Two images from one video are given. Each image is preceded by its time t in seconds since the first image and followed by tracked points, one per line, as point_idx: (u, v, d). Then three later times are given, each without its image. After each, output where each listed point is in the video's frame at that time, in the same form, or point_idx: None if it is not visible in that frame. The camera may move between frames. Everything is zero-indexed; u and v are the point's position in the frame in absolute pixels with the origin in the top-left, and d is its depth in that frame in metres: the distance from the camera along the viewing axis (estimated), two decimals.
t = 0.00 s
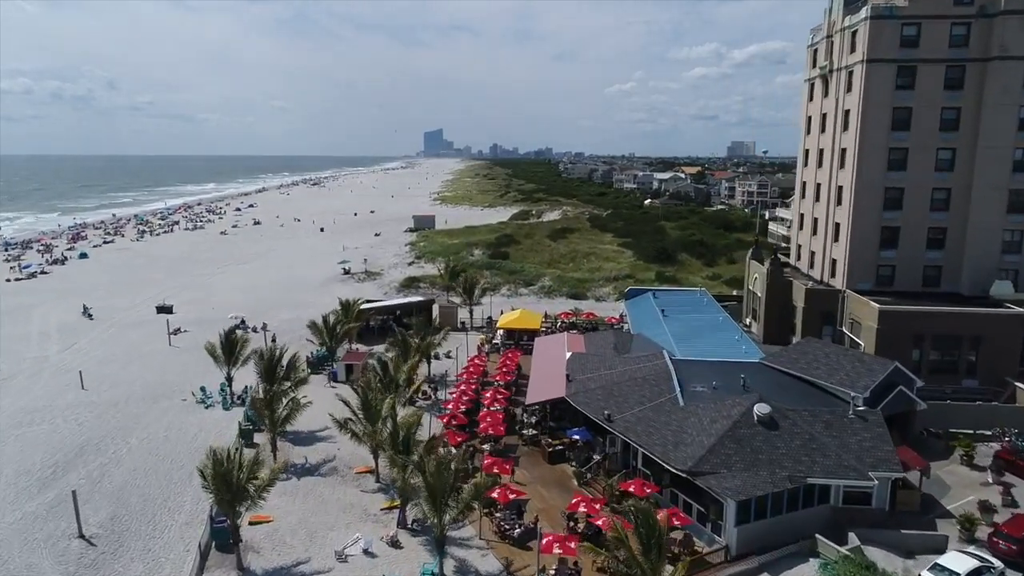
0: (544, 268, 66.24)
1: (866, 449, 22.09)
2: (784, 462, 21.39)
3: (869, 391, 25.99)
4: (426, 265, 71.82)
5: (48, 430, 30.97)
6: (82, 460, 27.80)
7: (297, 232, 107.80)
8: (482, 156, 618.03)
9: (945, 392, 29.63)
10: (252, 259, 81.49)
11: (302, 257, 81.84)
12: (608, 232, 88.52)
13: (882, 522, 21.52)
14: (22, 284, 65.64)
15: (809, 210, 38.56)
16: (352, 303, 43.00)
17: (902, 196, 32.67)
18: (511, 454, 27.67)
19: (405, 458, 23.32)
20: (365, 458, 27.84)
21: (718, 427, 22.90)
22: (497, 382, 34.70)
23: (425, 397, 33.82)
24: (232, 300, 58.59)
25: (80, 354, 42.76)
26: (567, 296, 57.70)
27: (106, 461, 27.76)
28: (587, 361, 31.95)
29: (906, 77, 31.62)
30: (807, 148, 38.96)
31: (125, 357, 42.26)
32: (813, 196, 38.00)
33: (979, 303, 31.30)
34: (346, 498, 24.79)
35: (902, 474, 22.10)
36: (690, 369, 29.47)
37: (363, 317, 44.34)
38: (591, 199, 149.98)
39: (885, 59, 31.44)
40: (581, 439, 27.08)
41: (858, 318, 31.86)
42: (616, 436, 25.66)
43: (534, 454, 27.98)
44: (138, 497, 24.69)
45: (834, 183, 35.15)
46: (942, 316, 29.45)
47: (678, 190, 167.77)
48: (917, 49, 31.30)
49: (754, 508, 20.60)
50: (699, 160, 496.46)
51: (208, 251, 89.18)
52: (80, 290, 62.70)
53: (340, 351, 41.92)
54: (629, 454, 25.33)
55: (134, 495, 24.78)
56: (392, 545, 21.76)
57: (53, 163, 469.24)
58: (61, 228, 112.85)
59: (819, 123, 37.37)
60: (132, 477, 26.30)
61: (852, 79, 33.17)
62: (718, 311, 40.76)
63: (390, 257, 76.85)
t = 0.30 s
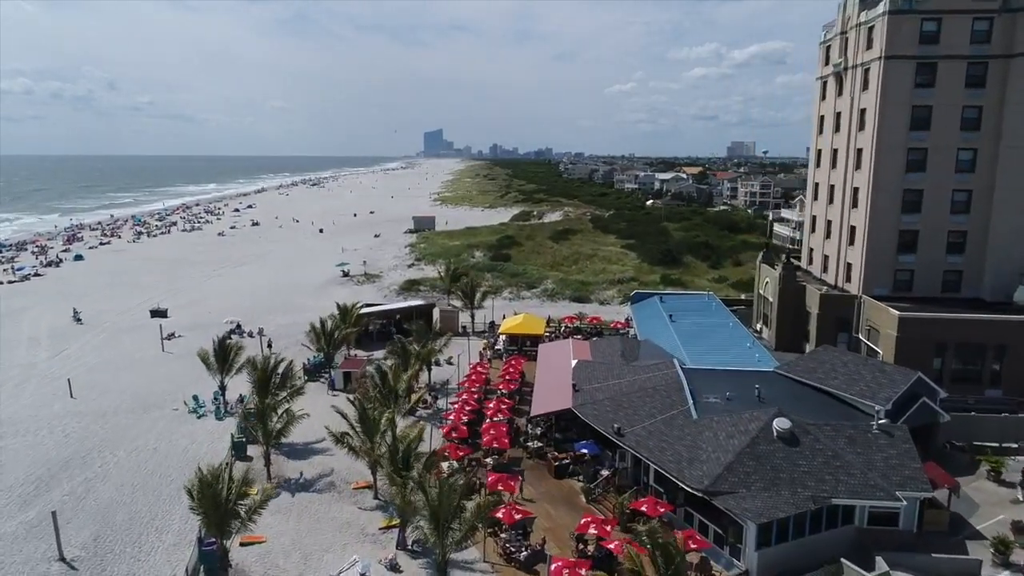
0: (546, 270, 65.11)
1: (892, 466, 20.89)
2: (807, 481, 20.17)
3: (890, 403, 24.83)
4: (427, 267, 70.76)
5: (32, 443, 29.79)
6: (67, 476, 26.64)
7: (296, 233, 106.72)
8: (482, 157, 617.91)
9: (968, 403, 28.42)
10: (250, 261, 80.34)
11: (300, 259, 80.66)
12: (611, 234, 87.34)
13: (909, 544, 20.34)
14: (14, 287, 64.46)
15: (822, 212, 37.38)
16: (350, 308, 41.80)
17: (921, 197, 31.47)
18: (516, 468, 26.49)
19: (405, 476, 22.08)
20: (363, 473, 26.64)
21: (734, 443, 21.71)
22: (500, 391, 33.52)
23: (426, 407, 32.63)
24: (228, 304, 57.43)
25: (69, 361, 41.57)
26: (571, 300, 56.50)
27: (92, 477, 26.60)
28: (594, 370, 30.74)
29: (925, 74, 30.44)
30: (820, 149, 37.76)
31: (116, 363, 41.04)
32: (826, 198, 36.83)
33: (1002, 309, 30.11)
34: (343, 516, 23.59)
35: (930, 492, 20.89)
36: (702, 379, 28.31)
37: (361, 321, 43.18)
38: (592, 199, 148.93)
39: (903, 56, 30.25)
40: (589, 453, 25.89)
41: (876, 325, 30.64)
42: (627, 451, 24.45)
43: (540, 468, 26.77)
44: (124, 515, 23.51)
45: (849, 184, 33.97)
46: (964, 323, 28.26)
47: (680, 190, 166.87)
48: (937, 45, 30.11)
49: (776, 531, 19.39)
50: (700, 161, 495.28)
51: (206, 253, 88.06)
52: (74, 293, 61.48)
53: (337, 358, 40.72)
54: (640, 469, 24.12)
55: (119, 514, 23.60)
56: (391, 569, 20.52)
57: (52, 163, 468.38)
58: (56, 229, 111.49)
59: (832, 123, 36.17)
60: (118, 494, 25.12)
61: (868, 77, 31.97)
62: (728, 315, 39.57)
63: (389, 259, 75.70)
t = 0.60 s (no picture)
0: (548, 273, 63.89)
1: (922, 486, 19.68)
2: (832, 502, 18.95)
3: (915, 417, 23.63)
4: (427, 269, 69.52)
5: (16, 455, 28.58)
6: (50, 492, 25.42)
7: (294, 234, 105.49)
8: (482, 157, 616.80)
9: (992, 414, 27.24)
10: (247, 263, 79.08)
11: (298, 261, 79.46)
12: (613, 236, 86.10)
13: (940, 568, 19.18)
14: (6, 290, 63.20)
15: (835, 215, 36.18)
16: (348, 314, 40.63)
17: (941, 199, 30.27)
18: (521, 484, 25.31)
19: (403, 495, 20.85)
20: (360, 488, 25.41)
21: (753, 460, 20.50)
22: (503, 400, 32.34)
23: (426, 417, 31.45)
24: (223, 307, 56.20)
25: (58, 367, 40.34)
26: (574, 304, 55.26)
27: (75, 493, 25.37)
28: (600, 379, 29.52)
29: (946, 71, 29.24)
30: (833, 149, 36.56)
31: (107, 370, 39.78)
32: (839, 200, 35.64)
33: None
34: (339, 537, 22.37)
35: (962, 514, 19.70)
36: (714, 389, 27.11)
37: (360, 327, 41.97)
38: (594, 200, 147.76)
39: (924, 52, 29.05)
40: (597, 468, 24.71)
41: (894, 332, 29.44)
42: (638, 467, 23.25)
43: (545, 483, 25.59)
44: (108, 535, 22.28)
45: (864, 186, 32.78)
46: (989, 331, 27.07)
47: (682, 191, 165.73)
48: (958, 41, 28.93)
49: (800, 556, 18.22)
50: (701, 161, 494.17)
51: (202, 254, 86.81)
52: (66, 296, 60.19)
53: (334, 364, 39.51)
54: (652, 487, 22.90)
55: (103, 534, 22.37)
56: None
57: (51, 163, 467.19)
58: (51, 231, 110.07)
59: (846, 122, 34.97)
60: (102, 512, 23.90)
61: (886, 74, 30.76)
62: (738, 321, 38.38)
63: (389, 261, 74.51)
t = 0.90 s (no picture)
0: (551, 275, 62.70)
1: (955, 508, 18.47)
2: (859, 527, 17.71)
3: (942, 432, 22.35)
4: (427, 271, 68.33)
5: None
6: (30, 510, 24.18)
7: (293, 235, 104.31)
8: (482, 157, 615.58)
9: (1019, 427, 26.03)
10: (244, 265, 77.87)
11: (296, 262, 78.25)
12: (615, 237, 84.86)
13: None
14: None
15: (849, 217, 34.98)
16: (345, 320, 39.37)
17: (962, 202, 29.07)
18: (525, 502, 24.10)
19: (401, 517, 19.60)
20: (356, 506, 24.17)
21: (774, 480, 19.27)
22: (506, 410, 31.10)
23: (426, 429, 30.22)
24: (219, 310, 54.98)
25: (47, 374, 39.11)
26: (577, 308, 54.01)
27: (57, 511, 24.14)
28: (608, 390, 28.26)
29: (968, 68, 28.04)
30: (847, 149, 35.35)
31: (97, 378, 38.53)
32: (854, 202, 34.43)
33: None
34: (333, 559, 21.13)
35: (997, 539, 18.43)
36: (729, 401, 25.89)
37: (358, 333, 40.76)
38: (595, 200, 146.60)
39: (946, 48, 27.84)
40: (606, 485, 23.49)
41: (915, 340, 28.24)
42: (650, 485, 22.03)
43: (551, 500, 24.37)
44: (89, 559, 21.06)
45: (881, 187, 31.55)
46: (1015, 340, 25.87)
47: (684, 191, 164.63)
48: (982, 36, 27.74)
49: None
50: (702, 161, 492.73)
51: (199, 256, 85.61)
52: (58, 300, 58.87)
53: (332, 372, 38.26)
54: (665, 506, 21.70)
55: (84, 557, 21.15)
56: None
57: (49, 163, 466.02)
58: (46, 232, 108.66)
59: (861, 121, 33.77)
60: (85, 532, 22.67)
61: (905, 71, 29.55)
62: (748, 327, 37.13)
63: (388, 263, 73.32)
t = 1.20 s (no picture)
0: (553, 278, 61.58)
1: (993, 534, 17.25)
2: (891, 555, 16.45)
3: (971, 448, 21.17)
4: (427, 273, 67.23)
5: None
6: (8, 530, 22.92)
7: (292, 236, 103.20)
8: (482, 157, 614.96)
9: None
10: (241, 266, 76.70)
11: (294, 264, 77.11)
12: (618, 238, 83.69)
13: None
14: None
15: (864, 220, 33.79)
16: (343, 326, 38.16)
17: (986, 204, 27.89)
18: (531, 521, 22.86)
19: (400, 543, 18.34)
20: (351, 526, 22.93)
21: (797, 503, 18.05)
22: (509, 421, 29.89)
23: (426, 440, 29.01)
24: (214, 313, 53.77)
25: (34, 381, 37.88)
26: (580, 312, 52.82)
27: (36, 531, 22.89)
28: (616, 401, 27.04)
29: (993, 64, 26.86)
30: (863, 149, 34.15)
31: (86, 385, 37.28)
32: (869, 204, 33.24)
33: None
34: None
35: None
36: (744, 413, 24.70)
37: (355, 338, 39.60)
38: (596, 201, 145.54)
39: (969, 43, 26.66)
40: (615, 503, 22.28)
41: (936, 349, 27.03)
42: (663, 504, 20.82)
43: (557, 518, 23.16)
44: None
45: (899, 189, 30.36)
46: None
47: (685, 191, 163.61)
48: (1007, 31, 26.57)
49: None
50: (702, 161, 491.80)
51: (196, 257, 84.45)
52: (50, 303, 57.59)
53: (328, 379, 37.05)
54: (679, 527, 20.49)
55: None
56: None
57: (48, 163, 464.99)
58: (42, 232, 107.34)
59: (877, 120, 32.58)
60: (64, 554, 21.43)
61: (926, 67, 28.36)
62: (760, 334, 35.85)
63: (388, 265, 72.20)
